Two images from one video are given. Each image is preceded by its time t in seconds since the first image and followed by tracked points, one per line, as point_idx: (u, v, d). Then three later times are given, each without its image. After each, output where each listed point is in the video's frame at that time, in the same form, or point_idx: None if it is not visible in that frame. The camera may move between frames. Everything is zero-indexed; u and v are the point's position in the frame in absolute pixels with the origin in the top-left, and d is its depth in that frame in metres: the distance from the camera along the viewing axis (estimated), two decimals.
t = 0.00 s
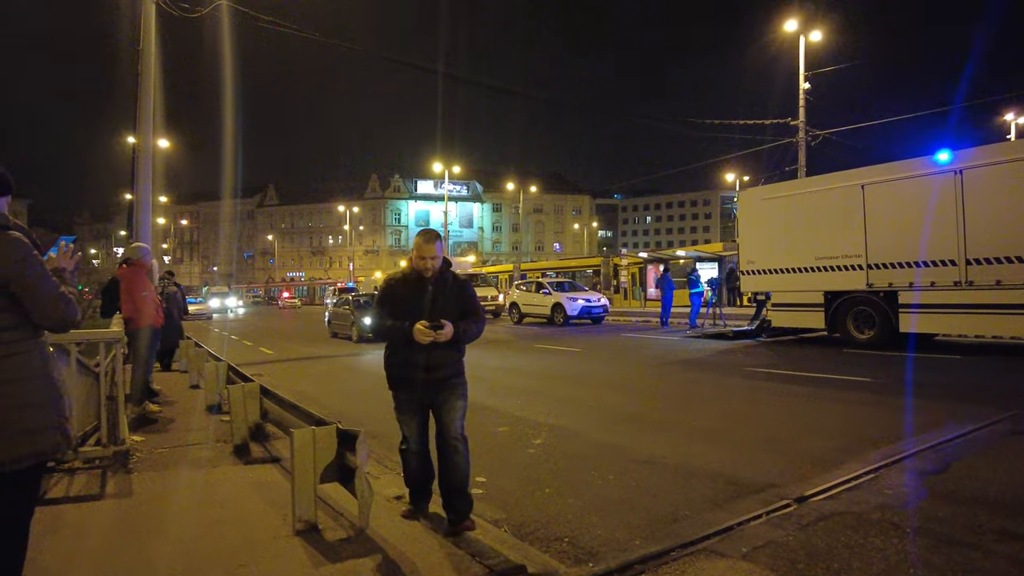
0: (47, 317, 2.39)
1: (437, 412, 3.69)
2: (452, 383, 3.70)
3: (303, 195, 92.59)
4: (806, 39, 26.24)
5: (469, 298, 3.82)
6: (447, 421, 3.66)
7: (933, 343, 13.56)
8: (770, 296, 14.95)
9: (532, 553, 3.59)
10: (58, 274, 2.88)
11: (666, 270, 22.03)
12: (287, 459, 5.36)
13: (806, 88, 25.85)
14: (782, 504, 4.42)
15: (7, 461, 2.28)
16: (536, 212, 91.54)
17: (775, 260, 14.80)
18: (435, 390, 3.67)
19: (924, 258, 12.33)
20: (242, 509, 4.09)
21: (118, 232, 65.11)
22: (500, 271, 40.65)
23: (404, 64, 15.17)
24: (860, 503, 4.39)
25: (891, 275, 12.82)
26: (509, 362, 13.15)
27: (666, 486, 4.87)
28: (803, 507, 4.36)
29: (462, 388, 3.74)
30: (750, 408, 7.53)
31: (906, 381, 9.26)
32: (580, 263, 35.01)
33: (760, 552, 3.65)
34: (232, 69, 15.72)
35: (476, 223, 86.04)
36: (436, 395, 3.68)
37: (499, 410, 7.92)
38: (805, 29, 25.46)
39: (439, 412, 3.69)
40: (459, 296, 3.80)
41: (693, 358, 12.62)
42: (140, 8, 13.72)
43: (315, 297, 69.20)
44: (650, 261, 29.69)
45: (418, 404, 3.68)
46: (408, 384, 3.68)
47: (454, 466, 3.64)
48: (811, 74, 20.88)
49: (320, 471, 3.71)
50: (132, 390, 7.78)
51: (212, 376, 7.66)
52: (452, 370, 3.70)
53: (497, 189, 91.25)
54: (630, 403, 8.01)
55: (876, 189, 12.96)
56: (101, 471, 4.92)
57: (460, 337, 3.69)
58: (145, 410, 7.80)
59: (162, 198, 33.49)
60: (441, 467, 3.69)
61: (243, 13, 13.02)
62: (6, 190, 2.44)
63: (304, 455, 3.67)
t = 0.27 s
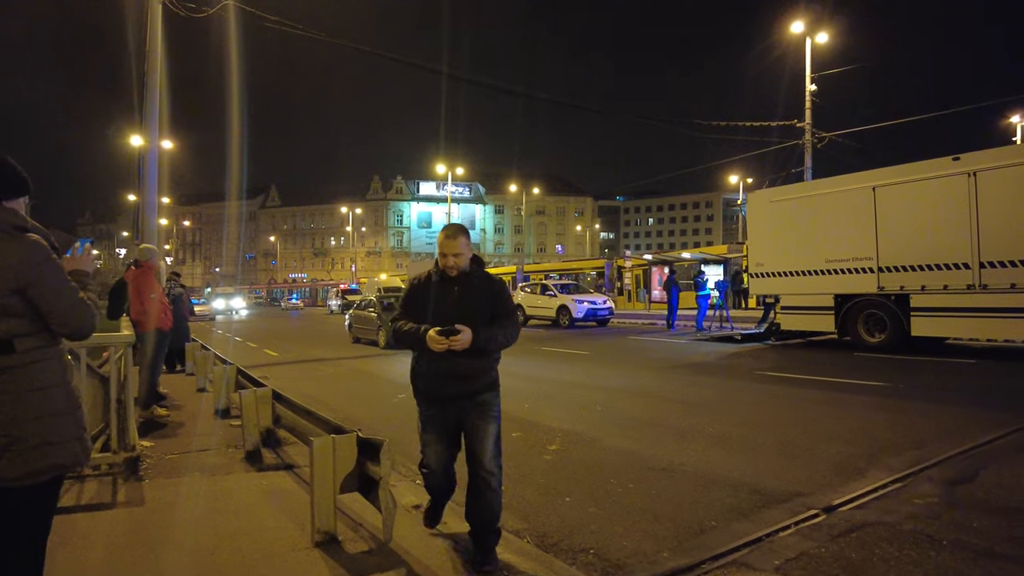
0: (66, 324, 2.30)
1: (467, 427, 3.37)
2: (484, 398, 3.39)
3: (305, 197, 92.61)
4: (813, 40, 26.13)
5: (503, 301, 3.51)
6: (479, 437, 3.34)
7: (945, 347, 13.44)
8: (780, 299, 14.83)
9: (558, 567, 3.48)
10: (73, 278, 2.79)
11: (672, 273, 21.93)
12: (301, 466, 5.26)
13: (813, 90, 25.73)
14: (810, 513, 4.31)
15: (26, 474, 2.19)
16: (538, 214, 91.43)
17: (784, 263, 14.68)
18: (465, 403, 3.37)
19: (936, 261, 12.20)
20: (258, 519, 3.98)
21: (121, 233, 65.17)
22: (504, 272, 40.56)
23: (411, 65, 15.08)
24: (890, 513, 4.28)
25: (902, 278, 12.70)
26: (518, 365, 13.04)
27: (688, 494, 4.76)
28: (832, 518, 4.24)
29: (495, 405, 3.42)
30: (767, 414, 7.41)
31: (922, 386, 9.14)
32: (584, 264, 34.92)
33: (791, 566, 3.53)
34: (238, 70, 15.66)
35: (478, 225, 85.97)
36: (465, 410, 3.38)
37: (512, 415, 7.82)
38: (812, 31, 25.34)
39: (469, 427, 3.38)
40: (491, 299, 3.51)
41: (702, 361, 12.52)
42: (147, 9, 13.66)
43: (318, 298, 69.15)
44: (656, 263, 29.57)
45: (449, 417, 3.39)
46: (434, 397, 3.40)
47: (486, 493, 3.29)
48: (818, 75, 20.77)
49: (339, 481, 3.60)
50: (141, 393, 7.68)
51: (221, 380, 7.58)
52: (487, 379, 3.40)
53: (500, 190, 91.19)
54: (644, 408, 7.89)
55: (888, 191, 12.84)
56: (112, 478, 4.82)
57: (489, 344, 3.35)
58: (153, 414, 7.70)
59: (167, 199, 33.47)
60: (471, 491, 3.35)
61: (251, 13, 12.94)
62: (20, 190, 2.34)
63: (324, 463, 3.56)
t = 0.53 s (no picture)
0: (71, 332, 2.22)
1: (474, 440, 3.17)
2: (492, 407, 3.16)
3: (305, 197, 92.46)
4: (815, 41, 26.07)
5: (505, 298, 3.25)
6: (488, 449, 3.16)
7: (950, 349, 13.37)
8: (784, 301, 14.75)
9: None
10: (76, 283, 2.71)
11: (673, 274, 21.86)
12: (305, 472, 5.16)
13: (815, 91, 25.67)
14: (826, 522, 4.22)
15: (25, 490, 2.10)
16: (537, 214, 91.36)
17: (788, 264, 14.61)
18: (468, 412, 3.14)
19: (942, 263, 12.13)
20: (262, 529, 3.88)
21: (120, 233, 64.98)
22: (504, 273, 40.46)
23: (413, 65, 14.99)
24: (907, 522, 4.20)
25: (908, 280, 12.62)
26: (520, 367, 12.96)
27: (700, 502, 4.67)
28: (848, 527, 4.16)
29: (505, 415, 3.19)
30: (775, 418, 7.33)
31: (929, 389, 9.07)
32: (584, 265, 34.86)
33: None
34: (238, 70, 15.57)
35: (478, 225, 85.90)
36: (471, 420, 3.16)
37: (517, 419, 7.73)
38: (814, 32, 25.28)
39: (476, 438, 3.17)
40: (495, 295, 3.26)
41: (706, 363, 12.44)
42: (148, 8, 13.54)
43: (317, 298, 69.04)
44: (656, 264, 29.51)
45: (452, 427, 3.20)
46: (434, 405, 3.20)
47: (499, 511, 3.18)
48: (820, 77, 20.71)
49: (346, 490, 3.51)
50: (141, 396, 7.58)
51: (222, 384, 7.49)
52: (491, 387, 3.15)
53: (499, 191, 91.10)
54: (651, 412, 7.81)
55: (894, 193, 12.76)
56: (113, 485, 4.72)
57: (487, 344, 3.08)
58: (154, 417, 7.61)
59: (166, 199, 33.33)
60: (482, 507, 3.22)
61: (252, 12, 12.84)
62: (24, 192, 2.24)
63: (331, 470, 3.46)
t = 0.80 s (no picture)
0: (53, 329, 2.11)
1: (452, 459, 2.76)
2: (471, 421, 2.74)
3: (302, 197, 92.27)
4: (813, 40, 26.03)
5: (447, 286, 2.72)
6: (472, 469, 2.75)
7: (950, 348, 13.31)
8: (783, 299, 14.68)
9: None
10: (59, 276, 2.61)
11: (672, 273, 21.81)
12: (301, 474, 5.06)
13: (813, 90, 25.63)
14: (834, 523, 4.13)
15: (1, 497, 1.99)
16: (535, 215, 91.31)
17: (788, 262, 14.54)
18: (442, 429, 2.71)
19: (942, 261, 12.07)
20: (258, 533, 3.77)
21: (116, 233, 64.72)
22: (502, 272, 40.41)
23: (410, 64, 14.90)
24: (918, 523, 4.11)
25: (908, 278, 12.56)
26: (520, 367, 12.87)
27: (706, 503, 4.58)
28: (857, 527, 4.07)
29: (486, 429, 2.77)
30: (778, 417, 7.25)
31: (932, 388, 8.99)
32: (582, 265, 34.82)
33: None
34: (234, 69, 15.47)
35: (475, 225, 85.82)
36: (448, 438, 2.73)
37: (518, 419, 7.63)
38: (812, 31, 25.25)
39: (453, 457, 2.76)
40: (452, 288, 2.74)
41: (706, 362, 12.36)
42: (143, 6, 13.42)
43: (315, 299, 68.91)
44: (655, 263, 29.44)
45: (423, 448, 2.78)
46: (399, 423, 2.76)
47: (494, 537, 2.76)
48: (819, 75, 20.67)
49: (344, 494, 3.40)
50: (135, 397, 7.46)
51: (217, 385, 7.42)
52: (452, 396, 2.69)
53: (497, 191, 91.03)
54: (652, 412, 7.72)
55: (894, 191, 12.70)
56: (104, 488, 4.61)
57: (424, 345, 2.65)
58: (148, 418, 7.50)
59: (162, 199, 33.16)
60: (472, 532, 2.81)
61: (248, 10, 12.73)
62: (6, 183, 2.14)
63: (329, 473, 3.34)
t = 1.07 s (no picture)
0: (7, 327, 2.10)
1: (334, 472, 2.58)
2: (348, 432, 2.54)
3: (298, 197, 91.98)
4: (811, 37, 25.92)
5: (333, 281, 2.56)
6: (349, 484, 2.54)
7: (951, 345, 13.21)
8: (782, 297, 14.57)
9: None
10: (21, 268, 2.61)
11: (670, 272, 21.68)
12: (291, 477, 4.91)
13: (811, 86, 25.51)
14: (842, 526, 3.99)
15: None
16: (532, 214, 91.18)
17: (786, 260, 14.43)
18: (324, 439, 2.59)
19: (942, 257, 11.96)
20: (243, 540, 3.62)
21: (111, 234, 64.46)
22: (499, 272, 40.26)
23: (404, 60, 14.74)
24: (929, 524, 3.98)
25: (908, 275, 12.45)
26: (517, 366, 12.73)
27: (709, 504, 4.44)
28: (866, 530, 3.94)
29: (364, 441, 2.52)
30: (780, 416, 7.12)
31: (933, 385, 8.89)
32: (578, 264, 34.63)
33: None
34: (227, 67, 15.27)
35: (472, 225, 85.65)
36: (330, 450, 2.59)
37: (514, 419, 7.49)
38: (809, 27, 25.14)
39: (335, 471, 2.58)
40: (350, 275, 2.57)
41: (704, 361, 12.24)
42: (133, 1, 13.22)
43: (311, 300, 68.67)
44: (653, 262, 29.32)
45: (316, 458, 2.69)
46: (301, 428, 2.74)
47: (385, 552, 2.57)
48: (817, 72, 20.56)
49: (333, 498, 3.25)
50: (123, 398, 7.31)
51: (209, 385, 7.21)
52: (330, 402, 2.54)
53: (494, 190, 90.88)
54: (651, 411, 7.59)
55: (893, 187, 12.60)
56: (86, 493, 4.47)
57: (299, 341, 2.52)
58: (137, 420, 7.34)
59: (157, 199, 32.94)
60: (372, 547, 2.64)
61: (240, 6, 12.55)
62: None
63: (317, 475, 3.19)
